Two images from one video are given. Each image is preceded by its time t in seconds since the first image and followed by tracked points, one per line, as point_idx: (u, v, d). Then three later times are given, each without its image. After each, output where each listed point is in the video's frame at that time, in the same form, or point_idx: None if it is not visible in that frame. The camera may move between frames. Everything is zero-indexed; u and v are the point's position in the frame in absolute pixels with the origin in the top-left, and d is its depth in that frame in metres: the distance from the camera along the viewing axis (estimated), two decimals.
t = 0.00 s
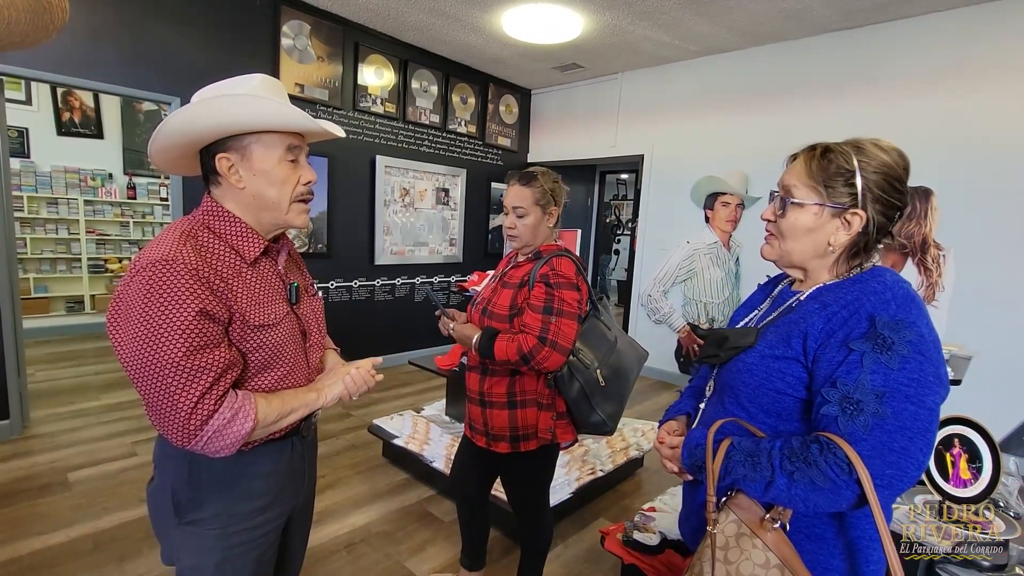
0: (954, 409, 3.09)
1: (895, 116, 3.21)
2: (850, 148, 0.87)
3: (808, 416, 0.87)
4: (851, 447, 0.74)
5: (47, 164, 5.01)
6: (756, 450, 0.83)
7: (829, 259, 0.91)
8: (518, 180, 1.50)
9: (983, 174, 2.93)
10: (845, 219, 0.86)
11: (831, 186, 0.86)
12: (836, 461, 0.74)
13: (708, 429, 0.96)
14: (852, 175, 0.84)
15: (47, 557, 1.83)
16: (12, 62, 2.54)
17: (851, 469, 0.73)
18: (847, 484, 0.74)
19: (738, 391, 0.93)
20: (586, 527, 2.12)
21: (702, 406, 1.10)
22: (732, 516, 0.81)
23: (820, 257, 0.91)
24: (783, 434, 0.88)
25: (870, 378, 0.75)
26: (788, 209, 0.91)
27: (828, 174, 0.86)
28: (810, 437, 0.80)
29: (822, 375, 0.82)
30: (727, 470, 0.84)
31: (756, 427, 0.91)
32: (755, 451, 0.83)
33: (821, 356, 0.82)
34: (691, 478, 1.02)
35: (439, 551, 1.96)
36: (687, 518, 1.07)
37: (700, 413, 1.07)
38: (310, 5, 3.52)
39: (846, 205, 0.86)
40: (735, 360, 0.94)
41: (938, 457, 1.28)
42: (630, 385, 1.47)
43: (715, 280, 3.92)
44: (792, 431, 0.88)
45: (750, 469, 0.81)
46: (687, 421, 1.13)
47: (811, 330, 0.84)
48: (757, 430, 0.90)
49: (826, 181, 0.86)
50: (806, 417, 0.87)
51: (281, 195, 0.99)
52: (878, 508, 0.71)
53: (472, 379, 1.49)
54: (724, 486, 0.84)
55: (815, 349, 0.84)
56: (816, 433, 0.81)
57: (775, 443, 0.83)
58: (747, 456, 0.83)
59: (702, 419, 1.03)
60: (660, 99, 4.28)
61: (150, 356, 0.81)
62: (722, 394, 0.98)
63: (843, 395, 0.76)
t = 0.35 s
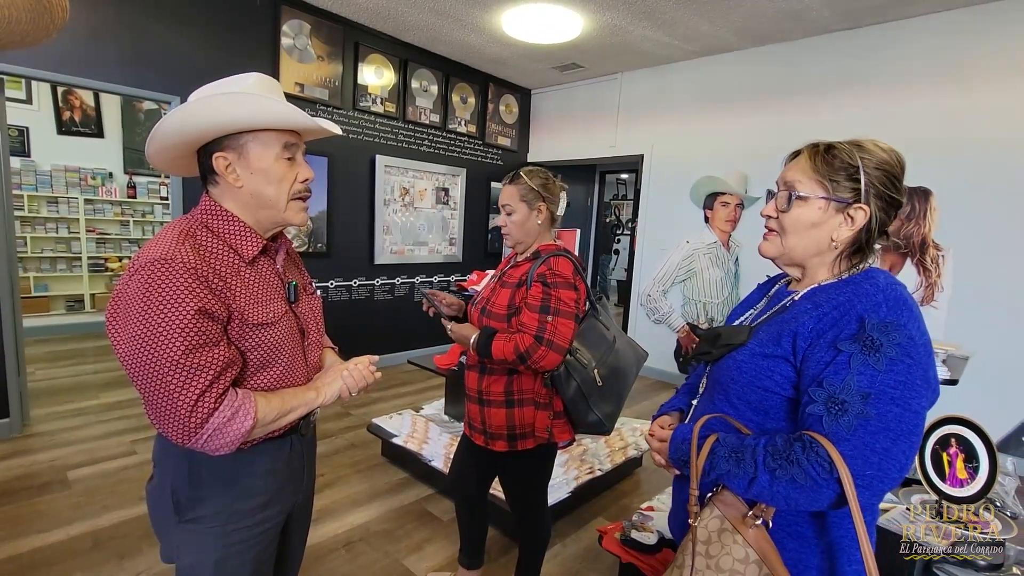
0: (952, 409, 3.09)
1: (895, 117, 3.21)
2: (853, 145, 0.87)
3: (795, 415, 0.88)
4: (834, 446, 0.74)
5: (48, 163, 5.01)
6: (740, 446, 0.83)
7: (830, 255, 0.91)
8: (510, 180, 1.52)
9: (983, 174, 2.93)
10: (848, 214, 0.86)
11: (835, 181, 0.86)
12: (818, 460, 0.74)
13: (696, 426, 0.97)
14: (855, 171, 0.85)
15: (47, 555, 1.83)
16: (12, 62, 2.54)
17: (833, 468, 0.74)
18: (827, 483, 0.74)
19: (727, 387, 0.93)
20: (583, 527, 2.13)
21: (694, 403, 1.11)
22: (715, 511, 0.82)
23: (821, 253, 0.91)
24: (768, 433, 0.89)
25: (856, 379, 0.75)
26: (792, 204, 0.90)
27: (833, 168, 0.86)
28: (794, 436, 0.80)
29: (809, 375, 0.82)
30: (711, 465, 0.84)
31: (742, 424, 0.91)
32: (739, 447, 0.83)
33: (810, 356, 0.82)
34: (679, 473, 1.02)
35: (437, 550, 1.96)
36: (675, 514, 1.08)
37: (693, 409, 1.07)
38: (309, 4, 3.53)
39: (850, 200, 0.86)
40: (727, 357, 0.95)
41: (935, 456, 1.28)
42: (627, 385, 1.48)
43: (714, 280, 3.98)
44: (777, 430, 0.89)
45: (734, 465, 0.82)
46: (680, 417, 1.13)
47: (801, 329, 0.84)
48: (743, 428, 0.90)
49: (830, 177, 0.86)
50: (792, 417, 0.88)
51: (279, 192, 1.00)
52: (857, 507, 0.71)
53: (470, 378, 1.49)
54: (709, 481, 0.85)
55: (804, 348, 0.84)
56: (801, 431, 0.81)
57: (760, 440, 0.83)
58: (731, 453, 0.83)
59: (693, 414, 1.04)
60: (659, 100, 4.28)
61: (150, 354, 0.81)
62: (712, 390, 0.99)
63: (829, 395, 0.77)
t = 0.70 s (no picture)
0: (952, 409, 3.09)
1: (896, 116, 3.20)
2: (851, 141, 0.87)
3: (798, 417, 0.88)
4: (842, 451, 0.74)
5: (47, 162, 5.00)
6: (744, 450, 0.83)
7: (830, 252, 0.90)
8: (509, 178, 1.52)
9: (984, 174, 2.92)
10: (849, 211, 0.86)
11: (835, 178, 0.85)
12: (826, 464, 0.74)
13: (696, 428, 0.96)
14: (855, 167, 0.85)
15: (47, 554, 1.83)
16: (12, 61, 2.54)
17: (842, 472, 0.73)
18: (836, 487, 0.74)
19: (727, 388, 0.93)
20: (583, 526, 2.13)
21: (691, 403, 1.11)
22: (718, 515, 0.82)
23: (821, 251, 0.90)
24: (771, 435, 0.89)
25: (864, 382, 0.75)
26: (791, 201, 0.90)
27: (832, 165, 0.86)
28: (800, 439, 0.80)
29: (814, 377, 0.82)
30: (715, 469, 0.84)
31: (744, 426, 0.91)
32: (743, 451, 0.82)
33: (815, 358, 0.82)
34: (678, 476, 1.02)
35: (437, 549, 1.96)
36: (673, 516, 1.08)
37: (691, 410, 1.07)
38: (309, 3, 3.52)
39: (850, 197, 0.85)
40: (728, 357, 0.94)
41: (935, 456, 1.27)
42: (626, 385, 1.47)
43: (713, 279, 3.96)
44: (780, 432, 0.89)
45: (738, 469, 0.81)
46: (676, 419, 1.13)
47: (806, 331, 0.84)
48: (745, 430, 0.90)
49: (830, 173, 0.86)
50: (796, 419, 0.88)
51: (275, 190, 0.99)
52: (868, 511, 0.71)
53: (469, 378, 1.49)
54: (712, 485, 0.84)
55: (809, 350, 0.84)
56: (807, 435, 0.81)
57: (764, 443, 0.82)
58: (736, 457, 0.82)
59: (692, 416, 1.03)
60: (659, 99, 4.28)
61: (147, 354, 0.81)
62: (711, 390, 0.98)
63: (836, 399, 0.76)
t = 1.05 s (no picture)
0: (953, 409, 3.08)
1: (897, 116, 3.20)
2: (855, 141, 0.87)
3: (797, 411, 0.87)
4: (839, 440, 0.73)
5: (46, 161, 4.99)
6: (742, 442, 0.82)
7: (832, 250, 0.90)
8: (512, 177, 1.52)
9: (984, 175, 2.92)
10: (854, 208, 0.86)
11: (841, 174, 0.85)
12: (822, 453, 0.73)
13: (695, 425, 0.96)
14: (860, 165, 0.85)
15: (47, 554, 1.83)
16: (11, 60, 2.53)
17: (838, 462, 0.73)
18: (832, 477, 0.73)
19: (726, 384, 0.93)
20: (583, 527, 2.12)
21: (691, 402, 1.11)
22: (716, 512, 0.82)
23: (824, 247, 0.90)
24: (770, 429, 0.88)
25: (861, 372, 0.75)
26: (797, 197, 0.89)
27: (837, 162, 0.86)
28: (798, 430, 0.79)
29: (812, 368, 0.81)
30: (713, 463, 0.83)
31: (742, 421, 0.90)
32: (741, 443, 0.82)
33: (813, 351, 0.82)
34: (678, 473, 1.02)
35: (437, 549, 1.96)
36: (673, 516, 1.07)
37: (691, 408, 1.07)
38: (309, 3, 3.52)
39: (855, 193, 0.85)
40: (727, 355, 0.94)
41: (937, 457, 1.27)
42: (626, 384, 1.46)
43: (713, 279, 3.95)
44: (779, 426, 0.88)
45: (736, 461, 0.80)
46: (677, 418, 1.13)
47: (804, 323, 0.84)
48: (744, 424, 0.89)
49: (836, 169, 0.86)
50: (795, 413, 0.87)
51: (272, 191, 0.99)
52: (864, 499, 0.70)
53: (469, 377, 1.49)
54: (711, 480, 0.84)
55: (807, 343, 0.83)
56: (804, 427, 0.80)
57: (761, 436, 0.82)
58: (734, 449, 0.82)
59: (692, 414, 1.03)
60: (659, 99, 4.27)
61: (142, 354, 0.81)
62: (711, 387, 0.98)
63: (833, 389, 0.76)
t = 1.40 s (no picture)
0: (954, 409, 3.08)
1: (898, 116, 3.19)
2: (855, 141, 0.87)
3: (800, 414, 0.87)
4: (841, 444, 0.72)
5: (45, 162, 4.98)
6: (744, 445, 0.82)
7: (834, 251, 0.89)
8: (512, 177, 1.52)
9: (985, 175, 2.92)
10: (856, 209, 0.85)
11: (842, 176, 0.85)
12: (824, 458, 0.73)
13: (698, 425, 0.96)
14: (861, 166, 0.84)
15: (47, 556, 1.82)
16: (11, 61, 2.52)
17: (840, 466, 0.72)
18: (834, 481, 0.72)
19: (729, 387, 0.92)
20: (584, 528, 2.12)
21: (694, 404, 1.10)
22: (719, 514, 0.81)
23: (827, 249, 0.89)
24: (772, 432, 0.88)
25: (864, 376, 0.74)
26: (798, 199, 0.89)
27: (838, 164, 0.85)
28: (800, 433, 0.78)
29: (815, 372, 0.81)
30: (715, 466, 0.83)
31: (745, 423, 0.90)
32: (743, 445, 0.82)
33: (816, 354, 0.81)
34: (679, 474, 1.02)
35: (438, 551, 1.95)
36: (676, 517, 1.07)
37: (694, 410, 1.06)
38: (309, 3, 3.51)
39: (857, 195, 0.84)
40: (729, 357, 0.94)
41: (940, 458, 1.27)
42: (628, 385, 1.46)
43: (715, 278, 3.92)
44: (781, 429, 0.87)
45: (737, 464, 0.80)
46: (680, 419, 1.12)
47: (807, 327, 0.83)
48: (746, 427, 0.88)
49: (837, 171, 0.85)
50: (797, 416, 0.87)
51: (274, 194, 0.98)
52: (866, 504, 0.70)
53: (470, 379, 1.49)
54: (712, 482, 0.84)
55: (810, 346, 0.83)
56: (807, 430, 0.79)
57: (764, 439, 0.81)
58: (735, 451, 0.81)
59: (694, 415, 1.02)
60: (659, 99, 4.27)
61: (142, 353, 0.80)
62: (713, 390, 0.97)
63: (835, 393, 0.75)
